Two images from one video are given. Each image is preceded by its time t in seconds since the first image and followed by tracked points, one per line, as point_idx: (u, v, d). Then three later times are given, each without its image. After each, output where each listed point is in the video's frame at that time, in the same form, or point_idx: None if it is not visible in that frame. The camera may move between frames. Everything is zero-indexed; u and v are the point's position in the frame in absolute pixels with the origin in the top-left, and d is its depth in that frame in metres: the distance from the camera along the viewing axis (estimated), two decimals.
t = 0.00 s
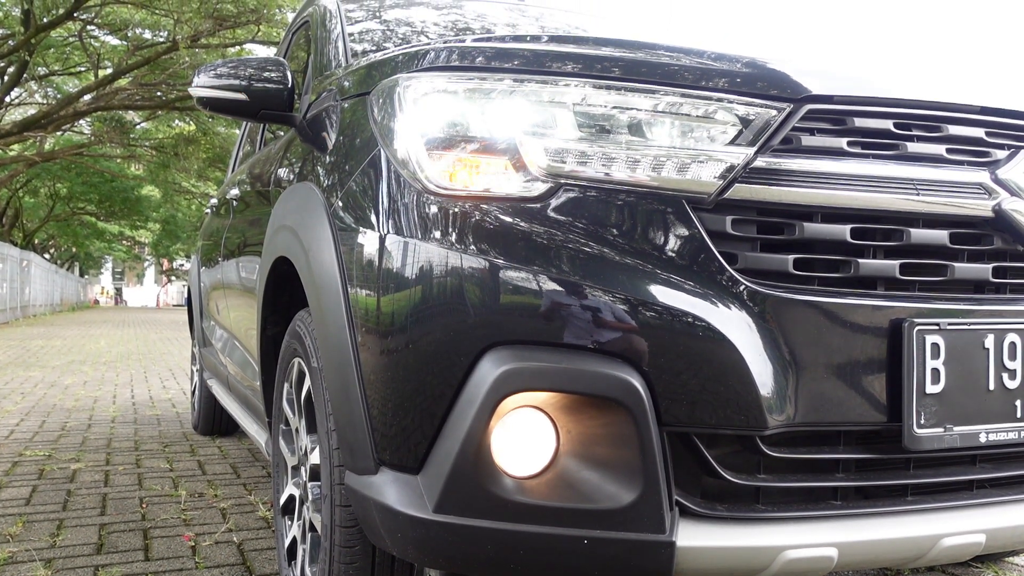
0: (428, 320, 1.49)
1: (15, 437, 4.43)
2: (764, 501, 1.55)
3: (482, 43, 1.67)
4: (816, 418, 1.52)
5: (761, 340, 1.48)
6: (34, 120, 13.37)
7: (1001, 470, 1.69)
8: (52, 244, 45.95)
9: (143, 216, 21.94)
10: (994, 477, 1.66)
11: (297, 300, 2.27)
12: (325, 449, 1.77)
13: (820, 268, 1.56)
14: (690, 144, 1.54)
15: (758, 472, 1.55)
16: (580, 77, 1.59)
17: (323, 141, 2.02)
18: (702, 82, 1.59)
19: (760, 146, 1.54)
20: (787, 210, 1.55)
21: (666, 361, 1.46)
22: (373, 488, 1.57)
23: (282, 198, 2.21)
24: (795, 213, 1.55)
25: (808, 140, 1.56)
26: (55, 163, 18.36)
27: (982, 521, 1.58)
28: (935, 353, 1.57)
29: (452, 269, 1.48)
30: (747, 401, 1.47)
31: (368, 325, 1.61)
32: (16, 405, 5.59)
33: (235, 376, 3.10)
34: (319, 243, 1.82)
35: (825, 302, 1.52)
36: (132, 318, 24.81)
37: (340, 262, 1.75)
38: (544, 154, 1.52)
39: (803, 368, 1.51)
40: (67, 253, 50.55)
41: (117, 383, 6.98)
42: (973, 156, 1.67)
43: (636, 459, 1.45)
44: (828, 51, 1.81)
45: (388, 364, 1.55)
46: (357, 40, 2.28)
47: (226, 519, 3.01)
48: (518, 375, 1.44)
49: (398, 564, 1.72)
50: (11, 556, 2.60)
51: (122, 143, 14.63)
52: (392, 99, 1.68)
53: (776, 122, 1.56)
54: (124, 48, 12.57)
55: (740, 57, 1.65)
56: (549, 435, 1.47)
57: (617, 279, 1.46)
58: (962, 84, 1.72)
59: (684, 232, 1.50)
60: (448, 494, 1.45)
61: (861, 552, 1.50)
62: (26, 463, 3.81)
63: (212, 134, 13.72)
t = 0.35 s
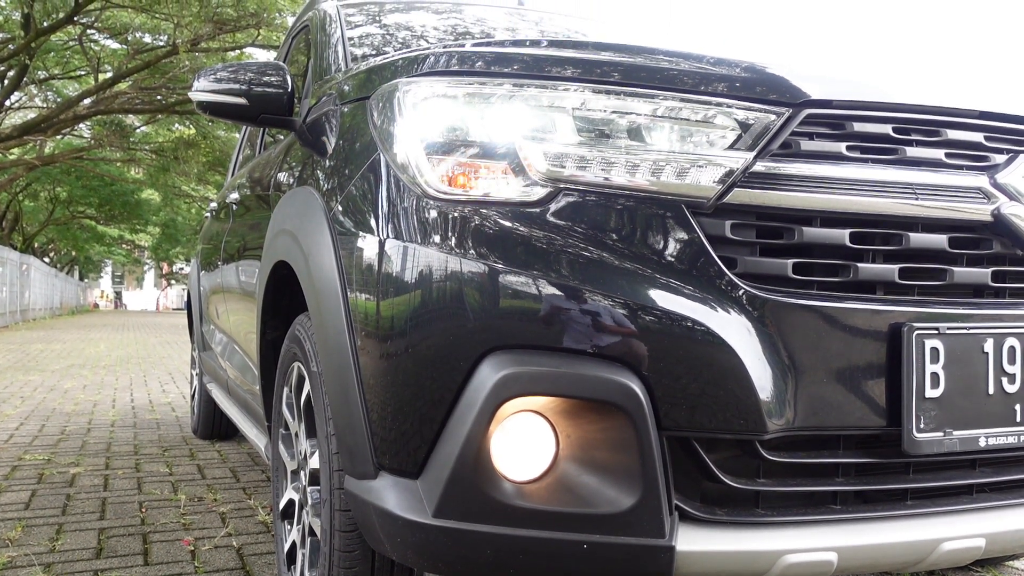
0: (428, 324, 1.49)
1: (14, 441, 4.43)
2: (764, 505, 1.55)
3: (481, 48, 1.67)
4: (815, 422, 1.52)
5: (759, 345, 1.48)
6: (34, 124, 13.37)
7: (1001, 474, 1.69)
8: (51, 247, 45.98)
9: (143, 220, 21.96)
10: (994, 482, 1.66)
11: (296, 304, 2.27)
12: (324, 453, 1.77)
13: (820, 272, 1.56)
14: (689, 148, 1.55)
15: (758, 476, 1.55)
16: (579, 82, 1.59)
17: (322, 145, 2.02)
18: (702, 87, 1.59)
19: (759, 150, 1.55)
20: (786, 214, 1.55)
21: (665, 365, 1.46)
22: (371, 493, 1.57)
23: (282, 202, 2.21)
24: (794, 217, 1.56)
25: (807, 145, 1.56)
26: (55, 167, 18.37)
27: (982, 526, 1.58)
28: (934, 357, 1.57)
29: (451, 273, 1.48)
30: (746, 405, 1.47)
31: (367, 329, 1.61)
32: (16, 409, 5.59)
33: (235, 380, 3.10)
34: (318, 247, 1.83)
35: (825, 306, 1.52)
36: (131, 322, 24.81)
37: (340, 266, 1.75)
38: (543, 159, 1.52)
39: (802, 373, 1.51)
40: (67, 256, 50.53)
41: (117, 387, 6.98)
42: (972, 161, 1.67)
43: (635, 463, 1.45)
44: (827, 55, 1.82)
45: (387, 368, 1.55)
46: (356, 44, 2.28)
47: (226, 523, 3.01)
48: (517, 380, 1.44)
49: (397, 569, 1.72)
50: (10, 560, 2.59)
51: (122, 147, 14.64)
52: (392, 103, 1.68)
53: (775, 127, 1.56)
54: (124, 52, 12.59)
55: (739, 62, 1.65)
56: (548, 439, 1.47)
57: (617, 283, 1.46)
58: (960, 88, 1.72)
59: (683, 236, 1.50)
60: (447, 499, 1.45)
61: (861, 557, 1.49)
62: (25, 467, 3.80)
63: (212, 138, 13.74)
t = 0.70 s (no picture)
0: (427, 328, 1.49)
1: (13, 445, 4.42)
2: (764, 509, 1.55)
3: (481, 52, 1.67)
4: (815, 426, 1.52)
5: (759, 349, 1.48)
6: (33, 128, 13.37)
7: (1000, 478, 1.69)
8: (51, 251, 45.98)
9: (142, 223, 21.98)
10: (994, 485, 1.66)
11: (296, 308, 2.27)
12: (323, 457, 1.77)
13: (819, 276, 1.56)
14: (688, 152, 1.55)
15: (757, 480, 1.55)
16: (579, 86, 1.60)
17: (322, 149, 2.02)
18: (701, 91, 1.59)
19: (758, 154, 1.55)
20: (785, 218, 1.55)
21: (664, 369, 1.46)
22: (371, 496, 1.57)
23: (281, 206, 2.21)
24: (793, 221, 1.56)
25: (806, 149, 1.57)
26: (55, 171, 18.37)
27: (981, 529, 1.58)
28: (934, 361, 1.57)
29: (451, 277, 1.48)
30: (746, 409, 1.47)
31: (366, 332, 1.61)
32: (15, 413, 5.59)
33: (234, 384, 3.10)
34: (318, 251, 1.83)
35: (824, 310, 1.52)
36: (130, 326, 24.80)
37: (339, 270, 1.75)
38: (543, 163, 1.52)
39: (802, 377, 1.51)
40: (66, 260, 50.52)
41: (116, 391, 6.98)
42: (970, 165, 1.67)
43: (634, 467, 1.45)
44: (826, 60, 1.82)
45: (387, 372, 1.55)
46: (356, 48, 2.29)
47: (225, 527, 3.00)
48: (516, 384, 1.44)
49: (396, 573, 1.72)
50: (9, 564, 2.59)
51: (121, 150, 14.65)
52: (391, 107, 1.68)
53: (775, 131, 1.56)
54: (124, 56, 12.61)
55: (738, 66, 1.66)
56: (547, 443, 1.47)
57: (616, 287, 1.46)
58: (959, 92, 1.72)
59: (683, 239, 1.50)
60: (446, 503, 1.45)
61: (860, 561, 1.49)
62: (24, 471, 3.80)
63: (212, 141, 13.76)
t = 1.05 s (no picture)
0: (426, 332, 1.49)
1: (12, 449, 4.42)
2: (763, 513, 1.55)
3: (480, 56, 1.68)
4: (814, 429, 1.52)
5: (757, 353, 1.48)
6: (33, 131, 13.37)
7: (1000, 481, 1.69)
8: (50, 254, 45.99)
9: (142, 227, 21.99)
10: (993, 489, 1.66)
11: (295, 312, 2.27)
12: (322, 461, 1.77)
13: (817, 280, 1.57)
14: (687, 156, 1.55)
15: (757, 484, 1.55)
16: (578, 90, 1.60)
17: (321, 153, 2.02)
18: (700, 95, 1.60)
19: (756, 158, 1.55)
20: (784, 222, 1.55)
21: (664, 373, 1.46)
22: (370, 501, 1.57)
23: (281, 210, 2.21)
24: (792, 225, 1.56)
25: (805, 153, 1.57)
26: (55, 175, 18.37)
27: (981, 533, 1.58)
28: (933, 364, 1.57)
29: (450, 281, 1.49)
30: (745, 413, 1.47)
31: (365, 336, 1.61)
32: (14, 417, 5.59)
33: (233, 387, 3.10)
34: (317, 255, 1.83)
35: (823, 314, 1.52)
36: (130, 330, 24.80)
37: (338, 274, 1.75)
38: (542, 167, 1.53)
39: (801, 381, 1.51)
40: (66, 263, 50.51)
41: (115, 395, 6.98)
42: (969, 168, 1.68)
43: (633, 471, 1.45)
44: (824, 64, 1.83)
45: (386, 377, 1.55)
46: (355, 52, 2.30)
47: (224, 531, 3.00)
48: (515, 388, 1.44)
49: None
50: (9, 569, 2.59)
51: (121, 154, 14.65)
52: (390, 112, 1.69)
53: (773, 135, 1.56)
54: (124, 59, 12.62)
55: (737, 71, 1.66)
56: (546, 447, 1.47)
57: (615, 291, 1.46)
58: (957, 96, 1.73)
59: (682, 243, 1.50)
60: (446, 508, 1.45)
61: (860, 565, 1.49)
62: (23, 475, 3.80)
63: (212, 145, 13.77)
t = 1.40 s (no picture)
0: (425, 335, 1.49)
1: (11, 453, 4.42)
2: (762, 517, 1.55)
3: (478, 60, 1.68)
4: (813, 433, 1.52)
5: (756, 356, 1.48)
6: (32, 135, 13.37)
7: (999, 485, 1.69)
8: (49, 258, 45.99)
9: (141, 231, 22.00)
10: (992, 492, 1.66)
11: (294, 316, 2.27)
12: (322, 466, 1.77)
13: (816, 283, 1.57)
14: (686, 160, 1.55)
15: (756, 488, 1.55)
16: (577, 94, 1.60)
17: (320, 156, 2.03)
18: (698, 99, 1.60)
19: (755, 162, 1.55)
20: (783, 225, 1.55)
21: (663, 377, 1.46)
22: (369, 505, 1.57)
23: (280, 214, 2.22)
24: (791, 229, 1.56)
25: (804, 157, 1.57)
26: (54, 178, 18.38)
27: (980, 536, 1.58)
28: (931, 368, 1.57)
29: (449, 284, 1.49)
30: (744, 416, 1.47)
31: (365, 340, 1.61)
32: (13, 420, 5.59)
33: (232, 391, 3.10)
34: (316, 259, 1.83)
35: (822, 318, 1.52)
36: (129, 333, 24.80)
37: (337, 278, 1.75)
38: (541, 171, 1.53)
39: (800, 384, 1.51)
40: (65, 267, 50.49)
41: (115, 399, 6.98)
42: (967, 172, 1.68)
43: (632, 475, 1.45)
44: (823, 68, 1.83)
45: (385, 381, 1.55)
46: (354, 56, 2.30)
47: (224, 535, 3.00)
48: (514, 392, 1.44)
49: None
50: (8, 573, 2.59)
51: (121, 158, 14.65)
52: (389, 115, 1.69)
53: (772, 139, 1.57)
54: (124, 63, 12.65)
55: (735, 75, 1.67)
56: (544, 451, 1.47)
57: (614, 295, 1.46)
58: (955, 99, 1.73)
59: (680, 246, 1.50)
60: (444, 512, 1.45)
61: (859, 568, 1.49)
62: (23, 479, 3.79)
63: (211, 148, 13.78)
